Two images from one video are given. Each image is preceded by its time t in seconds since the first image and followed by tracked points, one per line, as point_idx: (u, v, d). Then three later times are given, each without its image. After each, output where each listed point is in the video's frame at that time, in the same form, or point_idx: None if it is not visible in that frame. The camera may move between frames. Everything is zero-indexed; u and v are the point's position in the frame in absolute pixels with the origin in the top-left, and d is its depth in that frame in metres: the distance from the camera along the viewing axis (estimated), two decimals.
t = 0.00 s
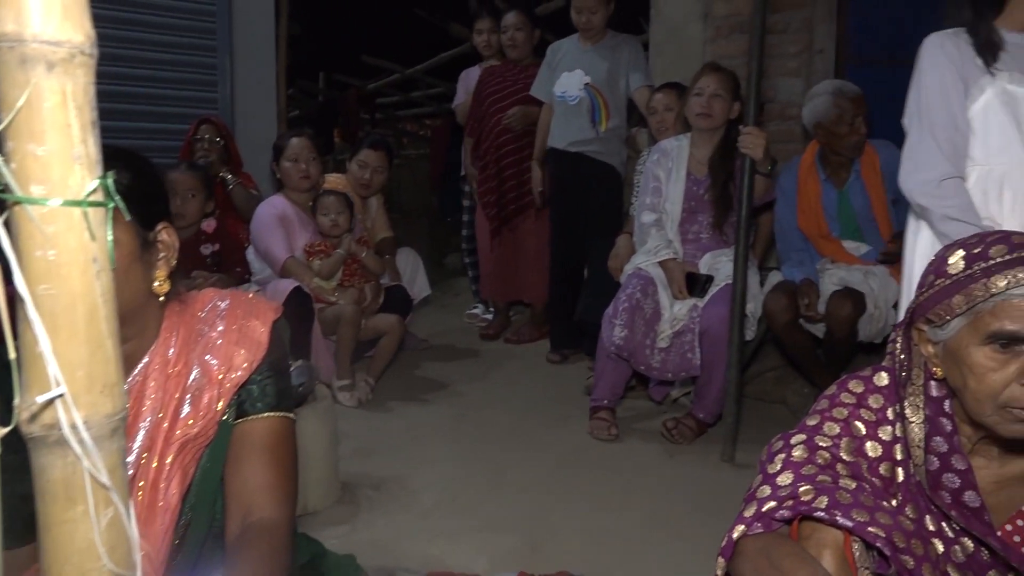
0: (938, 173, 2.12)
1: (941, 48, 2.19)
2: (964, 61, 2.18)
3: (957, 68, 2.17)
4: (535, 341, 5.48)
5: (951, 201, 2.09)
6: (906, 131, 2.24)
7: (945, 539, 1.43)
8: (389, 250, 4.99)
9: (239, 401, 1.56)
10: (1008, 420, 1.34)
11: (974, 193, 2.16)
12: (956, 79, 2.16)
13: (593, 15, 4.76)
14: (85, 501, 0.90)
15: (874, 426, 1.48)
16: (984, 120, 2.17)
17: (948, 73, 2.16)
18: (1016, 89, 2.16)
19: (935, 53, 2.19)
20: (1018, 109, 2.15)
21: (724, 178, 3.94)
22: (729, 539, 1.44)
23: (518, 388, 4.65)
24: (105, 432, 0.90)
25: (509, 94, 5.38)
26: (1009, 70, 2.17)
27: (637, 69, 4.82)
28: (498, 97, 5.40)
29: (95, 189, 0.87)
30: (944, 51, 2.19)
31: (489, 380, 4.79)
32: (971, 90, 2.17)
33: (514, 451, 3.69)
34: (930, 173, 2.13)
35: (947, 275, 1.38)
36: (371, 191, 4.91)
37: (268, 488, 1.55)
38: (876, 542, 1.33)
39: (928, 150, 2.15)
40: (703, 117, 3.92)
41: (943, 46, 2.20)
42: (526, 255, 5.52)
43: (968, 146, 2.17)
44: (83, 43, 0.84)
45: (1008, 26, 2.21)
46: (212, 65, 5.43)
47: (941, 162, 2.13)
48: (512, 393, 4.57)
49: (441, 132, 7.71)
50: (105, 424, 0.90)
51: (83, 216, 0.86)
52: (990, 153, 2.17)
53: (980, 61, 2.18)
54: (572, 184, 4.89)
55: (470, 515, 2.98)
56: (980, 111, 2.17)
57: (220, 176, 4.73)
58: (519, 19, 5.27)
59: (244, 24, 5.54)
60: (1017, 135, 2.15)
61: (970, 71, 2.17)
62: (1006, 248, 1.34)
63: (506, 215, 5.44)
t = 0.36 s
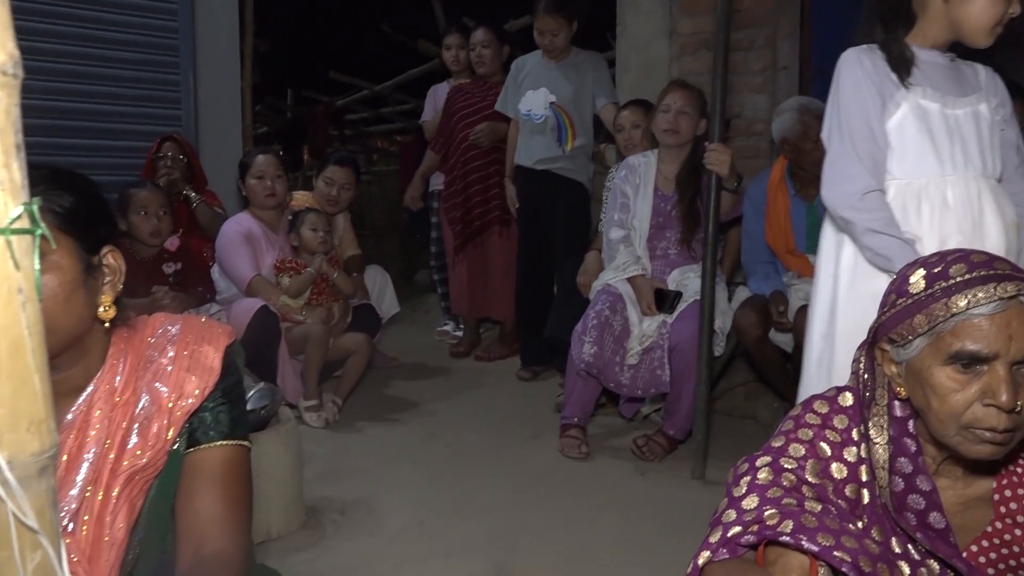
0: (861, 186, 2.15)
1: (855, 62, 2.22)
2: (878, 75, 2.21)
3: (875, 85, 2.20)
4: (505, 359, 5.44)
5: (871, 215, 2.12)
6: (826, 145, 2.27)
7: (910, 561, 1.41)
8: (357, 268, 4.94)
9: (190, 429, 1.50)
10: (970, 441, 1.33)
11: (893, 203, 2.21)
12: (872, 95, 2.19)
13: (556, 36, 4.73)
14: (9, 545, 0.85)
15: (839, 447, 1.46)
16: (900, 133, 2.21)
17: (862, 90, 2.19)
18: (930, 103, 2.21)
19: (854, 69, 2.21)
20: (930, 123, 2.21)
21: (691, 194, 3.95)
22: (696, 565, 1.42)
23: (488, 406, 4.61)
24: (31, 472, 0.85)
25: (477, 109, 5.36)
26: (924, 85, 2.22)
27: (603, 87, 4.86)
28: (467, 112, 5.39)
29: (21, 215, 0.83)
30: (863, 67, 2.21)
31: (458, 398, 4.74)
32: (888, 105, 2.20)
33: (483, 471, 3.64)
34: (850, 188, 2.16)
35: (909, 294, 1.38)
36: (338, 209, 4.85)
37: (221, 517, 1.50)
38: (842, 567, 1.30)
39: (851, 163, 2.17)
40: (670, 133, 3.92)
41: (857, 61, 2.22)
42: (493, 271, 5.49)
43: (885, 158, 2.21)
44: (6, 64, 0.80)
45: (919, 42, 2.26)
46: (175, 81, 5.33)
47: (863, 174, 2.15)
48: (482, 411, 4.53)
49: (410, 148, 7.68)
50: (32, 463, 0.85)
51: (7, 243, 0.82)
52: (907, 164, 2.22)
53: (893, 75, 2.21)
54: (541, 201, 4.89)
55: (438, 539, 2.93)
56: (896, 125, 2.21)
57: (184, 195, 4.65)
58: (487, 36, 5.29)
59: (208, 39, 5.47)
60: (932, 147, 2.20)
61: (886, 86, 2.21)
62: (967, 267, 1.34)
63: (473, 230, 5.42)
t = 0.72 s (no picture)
0: (835, 175, 2.11)
1: (820, 50, 2.19)
2: (841, 66, 2.20)
3: (842, 77, 2.19)
4: (488, 369, 5.42)
5: (847, 205, 2.10)
6: (787, 134, 2.23)
7: (888, 573, 1.41)
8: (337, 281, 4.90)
9: (158, 451, 1.46)
10: (946, 453, 1.33)
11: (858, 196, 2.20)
12: (839, 87, 2.18)
13: (530, 55, 4.76)
14: None
15: (816, 460, 1.45)
16: (858, 128, 2.21)
17: (829, 79, 2.17)
18: (884, 103, 2.22)
19: (818, 57, 2.19)
20: (886, 122, 2.22)
21: (671, 204, 3.95)
22: None
23: (470, 418, 4.58)
24: None
25: (458, 118, 5.35)
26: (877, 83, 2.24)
27: (582, 98, 4.88)
28: (447, 121, 5.37)
29: None
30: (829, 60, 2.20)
31: (440, 411, 4.71)
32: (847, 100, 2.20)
33: (464, 484, 3.61)
34: (825, 176, 2.12)
35: (883, 306, 1.37)
36: (318, 221, 4.79)
37: (185, 544, 1.47)
38: None
39: (824, 151, 2.13)
40: (649, 143, 3.92)
41: (820, 49, 2.20)
42: (475, 280, 5.47)
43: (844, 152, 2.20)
44: None
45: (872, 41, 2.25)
46: (152, 94, 5.27)
47: (835, 163, 2.12)
48: (464, 423, 4.49)
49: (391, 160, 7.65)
50: None
51: None
52: (863, 161, 2.22)
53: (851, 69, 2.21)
54: (521, 211, 4.88)
55: (418, 555, 2.90)
56: (854, 120, 2.21)
57: (161, 209, 4.60)
58: (467, 47, 5.29)
59: (185, 52, 5.43)
60: (885, 146, 2.22)
61: (848, 78, 2.20)
62: (939, 278, 1.33)
63: (455, 239, 5.40)
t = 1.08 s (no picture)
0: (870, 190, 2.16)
1: (839, 57, 2.21)
2: (855, 75, 2.23)
3: (854, 86, 2.23)
4: (466, 376, 5.40)
5: (877, 222, 2.17)
6: (808, 143, 2.22)
7: None
8: (313, 289, 4.86)
9: (120, 467, 1.44)
10: (909, 458, 1.34)
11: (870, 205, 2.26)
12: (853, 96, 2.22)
13: (503, 63, 4.74)
14: None
15: (783, 466, 1.45)
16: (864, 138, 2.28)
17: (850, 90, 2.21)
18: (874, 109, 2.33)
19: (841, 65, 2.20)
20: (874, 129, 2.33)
21: (646, 209, 3.96)
22: None
23: (448, 425, 4.56)
24: None
25: (435, 125, 5.34)
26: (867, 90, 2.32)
27: (558, 105, 4.85)
28: (424, 128, 5.36)
29: None
30: (842, 65, 2.21)
31: (418, 418, 4.69)
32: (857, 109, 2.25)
33: (441, 492, 3.60)
34: (861, 191, 2.15)
35: (846, 313, 1.38)
36: (291, 228, 4.76)
37: (146, 563, 1.45)
38: None
39: (859, 163, 2.15)
40: (624, 148, 3.93)
41: (839, 57, 2.21)
42: (452, 287, 5.44)
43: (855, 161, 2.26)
44: None
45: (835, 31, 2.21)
46: (124, 101, 5.22)
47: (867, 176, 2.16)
48: (441, 430, 4.48)
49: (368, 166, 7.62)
50: None
51: None
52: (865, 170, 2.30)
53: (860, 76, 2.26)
54: (496, 218, 4.88)
55: (392, 567, 2.89)
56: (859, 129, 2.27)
57: (133, 217, 4.54)
58: (442, 53, 5.27)
59: (157, 59, 5.38)
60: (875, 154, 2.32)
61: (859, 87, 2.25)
62: (901, 284, 1.35)
63: (431, 247, 5.37)
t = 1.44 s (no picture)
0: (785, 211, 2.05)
1: (775, 69, 2.12)
2: (792, 85, 2.13)
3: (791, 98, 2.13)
4: (436, 372, 5.39)
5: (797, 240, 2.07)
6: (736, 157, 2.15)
7: (806, 571, 1.42)
8: (281, 285, 4.82)
9: (71, 467, 1.42)
10: (857, 452, 1.36)
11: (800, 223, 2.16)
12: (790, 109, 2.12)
13: (465, 55, 4.73)
14: None
15: (737, 461, 1.47)
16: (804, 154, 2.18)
17: (784, 103, 2.12)
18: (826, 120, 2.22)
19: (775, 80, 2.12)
20: (826, 141, 2.22)
21: (613, 205, 3.97)
22: None
23: (418, 422, 4.55)
24: None
25: (405, 121, 5.31)
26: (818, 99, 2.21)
27: (528, 99, 4.86)
28: (394, 124, 5.33)
29: None
30: (780, 77, 2.12)
31: (388, 416, 4.67)
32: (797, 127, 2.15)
33: (410, 489, 3.59)
34: (779, 207, 2.06)
35: (797, 310, 1.40)
36: (259, 224, 4.71)
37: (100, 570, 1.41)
38: None
39: (774, 183, 2.07)
40: (592, 145, 3.93)
41: (777, 69, 2.12)
42: (423, 284, 5.44)
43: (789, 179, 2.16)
44: None
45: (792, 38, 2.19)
46: (88, 95, 5.14)
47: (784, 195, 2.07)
48: (411, 427, 4.47)
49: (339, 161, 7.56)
50: None
51: None
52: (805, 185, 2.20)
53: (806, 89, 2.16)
54: (465, 214, 4.86)
55: (358, 565, 2.88)
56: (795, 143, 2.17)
57: (96, 213, 4.47)
58: (411, 48, 5.24)
59: (121, 52, 5.30)
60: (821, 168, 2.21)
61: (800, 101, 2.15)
62: (850, 282, 1.37)
63: (402, 243, 5.36)
